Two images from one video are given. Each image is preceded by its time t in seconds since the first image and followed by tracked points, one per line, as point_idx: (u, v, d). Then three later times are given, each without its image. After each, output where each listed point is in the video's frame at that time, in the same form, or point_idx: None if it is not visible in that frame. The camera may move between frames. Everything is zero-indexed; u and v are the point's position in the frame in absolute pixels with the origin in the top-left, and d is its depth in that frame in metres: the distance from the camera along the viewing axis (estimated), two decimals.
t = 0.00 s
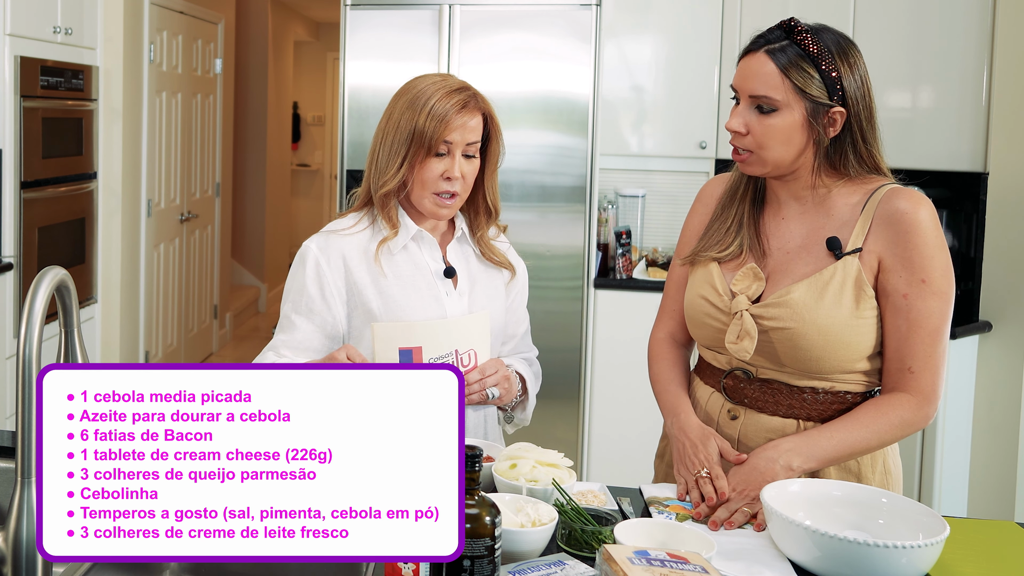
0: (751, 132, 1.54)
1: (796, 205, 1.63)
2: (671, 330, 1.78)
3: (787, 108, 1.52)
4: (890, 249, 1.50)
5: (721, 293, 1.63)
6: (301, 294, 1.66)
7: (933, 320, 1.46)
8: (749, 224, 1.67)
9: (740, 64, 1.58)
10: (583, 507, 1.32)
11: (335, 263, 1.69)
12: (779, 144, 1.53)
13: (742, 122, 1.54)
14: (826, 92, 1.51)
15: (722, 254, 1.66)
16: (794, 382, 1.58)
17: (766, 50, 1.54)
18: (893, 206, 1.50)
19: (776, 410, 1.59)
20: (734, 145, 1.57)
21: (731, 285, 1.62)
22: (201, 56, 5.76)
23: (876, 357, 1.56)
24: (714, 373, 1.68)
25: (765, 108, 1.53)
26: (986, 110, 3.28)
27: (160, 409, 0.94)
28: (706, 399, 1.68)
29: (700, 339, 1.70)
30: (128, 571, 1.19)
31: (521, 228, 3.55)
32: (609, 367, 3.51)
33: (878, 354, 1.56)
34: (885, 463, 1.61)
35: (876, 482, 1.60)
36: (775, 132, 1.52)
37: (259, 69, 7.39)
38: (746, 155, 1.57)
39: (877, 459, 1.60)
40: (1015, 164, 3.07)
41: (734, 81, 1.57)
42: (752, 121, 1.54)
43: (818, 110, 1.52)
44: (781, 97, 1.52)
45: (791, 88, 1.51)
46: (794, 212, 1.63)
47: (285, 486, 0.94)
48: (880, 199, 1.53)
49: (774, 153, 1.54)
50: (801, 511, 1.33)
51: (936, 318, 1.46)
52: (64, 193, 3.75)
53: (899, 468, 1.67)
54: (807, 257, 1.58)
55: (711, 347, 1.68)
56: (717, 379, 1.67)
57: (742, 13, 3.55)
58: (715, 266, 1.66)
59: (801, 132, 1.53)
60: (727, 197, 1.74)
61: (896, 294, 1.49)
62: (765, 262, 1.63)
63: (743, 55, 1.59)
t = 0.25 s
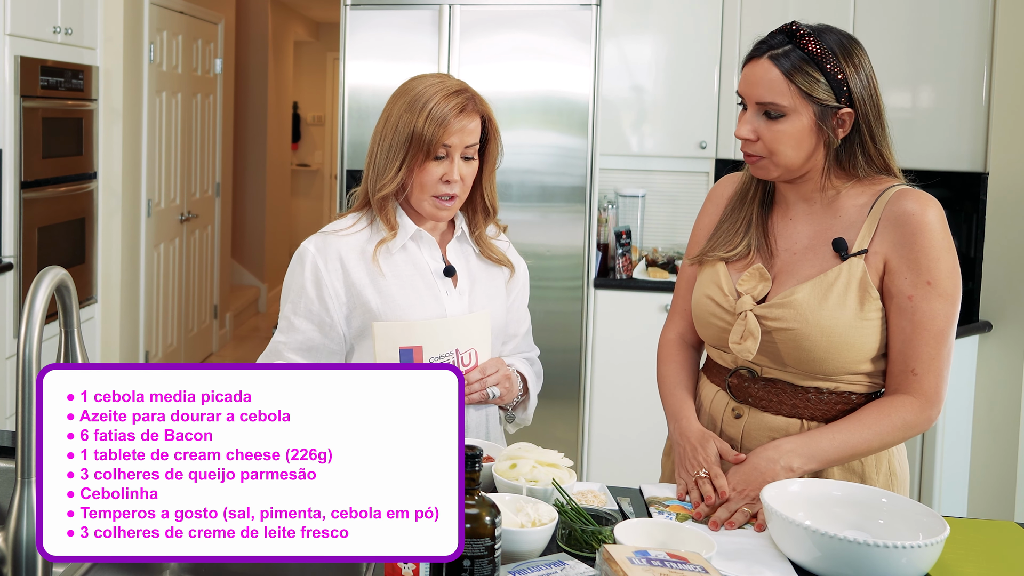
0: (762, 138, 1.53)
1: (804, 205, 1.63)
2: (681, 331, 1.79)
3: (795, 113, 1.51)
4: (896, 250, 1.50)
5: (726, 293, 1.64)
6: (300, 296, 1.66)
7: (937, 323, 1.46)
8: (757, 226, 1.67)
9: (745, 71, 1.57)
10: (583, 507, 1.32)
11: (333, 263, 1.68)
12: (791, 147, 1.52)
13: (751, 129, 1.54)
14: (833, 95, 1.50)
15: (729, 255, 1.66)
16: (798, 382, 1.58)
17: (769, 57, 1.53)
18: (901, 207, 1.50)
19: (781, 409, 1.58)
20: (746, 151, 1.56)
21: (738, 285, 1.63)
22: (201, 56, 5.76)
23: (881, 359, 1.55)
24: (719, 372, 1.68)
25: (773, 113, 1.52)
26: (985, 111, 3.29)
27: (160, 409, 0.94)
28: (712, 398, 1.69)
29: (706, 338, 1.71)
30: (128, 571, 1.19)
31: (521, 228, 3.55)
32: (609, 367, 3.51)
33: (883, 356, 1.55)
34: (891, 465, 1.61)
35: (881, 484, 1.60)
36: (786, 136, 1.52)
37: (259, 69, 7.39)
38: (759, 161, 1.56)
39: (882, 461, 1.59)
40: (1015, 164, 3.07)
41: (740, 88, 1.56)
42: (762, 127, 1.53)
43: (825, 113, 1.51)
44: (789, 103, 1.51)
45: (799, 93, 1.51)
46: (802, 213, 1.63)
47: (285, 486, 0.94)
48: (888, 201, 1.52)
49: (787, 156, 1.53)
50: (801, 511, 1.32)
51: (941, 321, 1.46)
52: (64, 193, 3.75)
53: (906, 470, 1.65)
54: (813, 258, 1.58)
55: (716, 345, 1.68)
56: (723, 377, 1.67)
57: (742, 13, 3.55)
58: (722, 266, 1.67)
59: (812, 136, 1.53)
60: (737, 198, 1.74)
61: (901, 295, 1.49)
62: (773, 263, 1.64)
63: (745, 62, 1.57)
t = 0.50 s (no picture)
0: (778, 143, 1.51)
1: (807, 206, 1.62)
2: (684, 332, 1.79)
3: (812, 114, 1.49)
4: (898, 250, 1.50)
5: (728, 295, 1.64)
6: (302, 296, 1.67)
7: (939, 322, 1.46)
8: (758, 229, 1.67)
9: (750, 76, 1.53)
10: (583, 506, 1.32)
11: (333, 262, 1.69)
12: (808, 149, 1.51)
13: (768, 134, 1.51)
14: (842, 91, 1.51)
15: (731, 258, 1.66)
16: (801, 383, 1.58)
17: (777, 59, 1.50)
18: (903, 206, 1.50)
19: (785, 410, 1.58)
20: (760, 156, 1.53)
21: (740, 287, 1.63)
22: (202, 56, 5.76)
23: (882, 359, 1.55)
24: (722, 373, 1.69)
25: (790, 116, 1.50)
26: (985, 111, 3.29)
27: (160, 409, 0.94)
28: (715, 398, 1.69)
29: (709, 340, 1.71)
30: (128, 571, 1.19)
31: (521, 228, 3.55)
32: (609, 368, 3.51)
33: (885, 356, 1.55)
34: (895, 465, 1.60)
35: (884, 485, 1.60)
36: (802, 139, 1.50)
37: (259, 69, 7.39)
38: (776, 166, 1.53)
39: (886, 460, 1.59)
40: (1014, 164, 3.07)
41: (749, 96, 1.53)
42: (778, 132, 1.51)
43: (838, 110, 1.51)
44: (805, 104, 1.49)
45: (816, 93, 1.49)
46: (805, 214, 1.63)
47: (285, 486, 0.94)
48: (890, 200, 1.52)
49: (803, 159, 1.51)
50: (801, 511, 1.32)
51: (942, 320, 1.46)
52: (64, 193, 3.75)
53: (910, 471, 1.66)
54: (815, 259, 1.58)
55: (719, 346, 1.68)
56: (726, 378, 1.68)
57: (742, 13, 3.55)
58: (724, 270, 1.67)
59: (827, 134, 1.52)
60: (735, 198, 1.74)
61: (902, 294, 1.49)
62: (778, 265, 1.63)
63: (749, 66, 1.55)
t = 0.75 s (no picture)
0: (777, 139, 1.51)
1: (806, 205, 1.63)
2: (681, 333, 1.79)
3: (812, 110, 1.50)
4: (897, 250, 1.50)
5: (728, 297, 1.64)
6: (303, 295, 1.67)
7: (938, 322, 1.46)
8: (755, 232, 1.68)
9: (750, 73, 1.54)
10: (583, 506, 1.32)
11: (335, 262, 1.69)
12: (806, 146, 1.51)
13: (767, 130, 1.51)
14: (843, 88, 1.52)
15: (728, 262, 1.66)
16: (801, 383, 1.58)
17: (778, 55, 1.51)
18: (901, 206, 1.50)
19: (785, 411, 1.58)
20: (759, 152, 1.53)
21: (740, 288, 1.63)
22: (201, 56, 5.76)
23: (882, 358, 1.55)
24: (722, 375, 1.68)
25: (790, 112, 1.50)
26: (985, 111, 3.29)
27: (160, 409, 0.94)
28: (715, 399, 1.69)
29: (709, 342, 1.71)
30: (129, 571, 1.19)
31: (521, 228, 3.55)
32: (609, 368, 3.51)
33: (885, 355, 1.55)
34: (896, 463, 1.60)
35: (886, 484, 1.60)
36: (803, 135, 1.50)
37: (259, 69, 7.39)
38: (774, 164, 1.53)
39: (886, 459, 1.59)
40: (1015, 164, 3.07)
41: (748, 92, 1.53)
42: (778, 128, 1.51)
43: (837, 107, 1.52)
44: (805, 100, 1.49)
45: (817, 89, 1.50)
46: (802, 214, 1.63)
47: (285, 486, 0.94)
48: (889, 199, 1.52)
49: (803, 156, 1.51)
50: (801, 511, 1.32)
51: (941, 320, 1.46)
52: (64, 193, 3.75)
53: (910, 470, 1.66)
54: (814, 259, 1.58)
55: (719, 348, 1.68)
56: (726, 380, 1.67)
57: (742, 13, 3.55)
58: (723, 273, 1.67)
59: (826, 131, 1.52)
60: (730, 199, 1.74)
61: (902, 294, 1.48)
62: (778, 266, 1.63)
63: (747, 64, 1.56)
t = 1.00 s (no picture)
0: (775, 128, 1.51)
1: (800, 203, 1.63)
2: (677, 330, 1.79)
3: (812, 100, 1.50)
4: (894, 249, 1.50)
5: (723, 297, 1.63)
6: (304, 294, 1.67)
7: (935, 321, 1.46)
8: (749, 232, 1.66)
9: (751, 61, 1.55)
10: (583, 507, 1.32)
11: (336, 262, 1.69)
12: (804, 137, 1.51)
13: (766, 118, 1.51)
14: (842, 84, 1.53)
15: (723, 263, 1.66)
16: (800, 384, 1.58)
17: (781, 44, 1.52)
18: (897, 205, 1.50)
19: (782, 411, 1.58)
20: (757, 142, 1.52)
21: (734, 288, 1.63)
22: (201, 56, 5.76)
23: (879, 357, 1.55)
24: (719, 376, 1.68)
25: (789, 102, 1.50)
26: (985, 111, 3.28)
27: (160, 409, 0.94)
28: (713, 400, 1.68)
29: (705, 342, 1.70)
30: (129, 571, 1.20)
31: (521, 228, 3.54)
32: (609, 368, 3.51)
33: (882, 353, 1.55)
34: (893, 460, 1.61)
35: (884, 482, 1.60)
36: (799, 126, 1.50)
37: (259, 69, 7.39)
38: (770, 155, 1.53)
39: (884, 456, 1.59)
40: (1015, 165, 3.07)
41: (749, 79, 1.53)
42: (777, 117, 1.51)
43: (836, 103, 1.53)
44: (806, 89, 1.50)
45: (818, 80, 1.51)
46: (795, 211, 1.63)
47: (285, 486, 0.94)
48: (884, 199, 1.52)
49: (801, 148, 1.52)
50: (801, 511, 1.32)
51: (938, 319, 1.46)
52: (64, 193, 3.75)
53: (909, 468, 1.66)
54: (811, 257, 1.58)
55: (716, 349, 1.67)
56: (723, 381, 1.67)
57: (742, 14, 3.55)
58: (717, 276, 1.66)
59: (823, 125, 1.53)
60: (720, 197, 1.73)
61: (899, 293, 1.49)
62: (773, 266, 1.62)
63: (749, 54, 1.57)
